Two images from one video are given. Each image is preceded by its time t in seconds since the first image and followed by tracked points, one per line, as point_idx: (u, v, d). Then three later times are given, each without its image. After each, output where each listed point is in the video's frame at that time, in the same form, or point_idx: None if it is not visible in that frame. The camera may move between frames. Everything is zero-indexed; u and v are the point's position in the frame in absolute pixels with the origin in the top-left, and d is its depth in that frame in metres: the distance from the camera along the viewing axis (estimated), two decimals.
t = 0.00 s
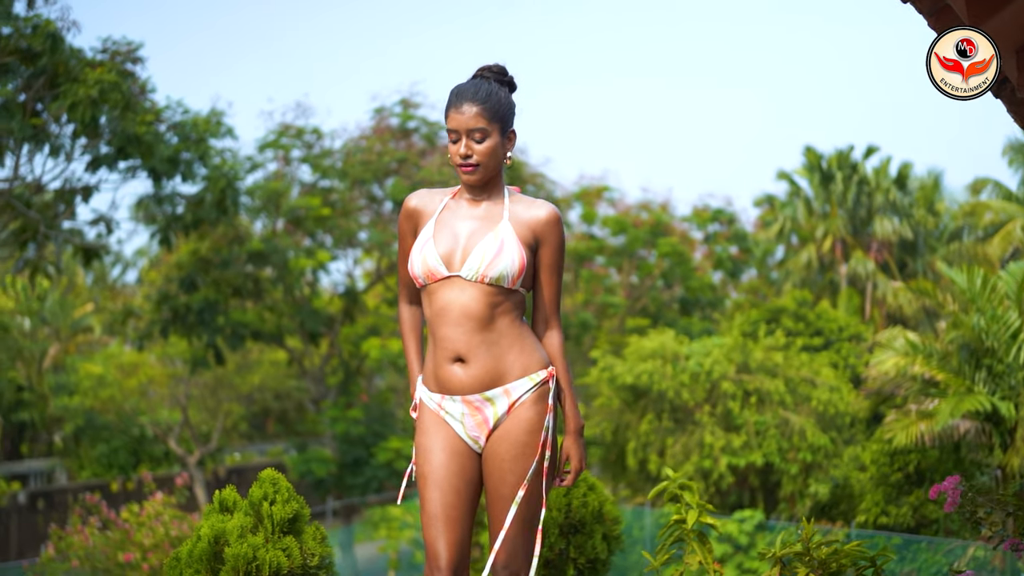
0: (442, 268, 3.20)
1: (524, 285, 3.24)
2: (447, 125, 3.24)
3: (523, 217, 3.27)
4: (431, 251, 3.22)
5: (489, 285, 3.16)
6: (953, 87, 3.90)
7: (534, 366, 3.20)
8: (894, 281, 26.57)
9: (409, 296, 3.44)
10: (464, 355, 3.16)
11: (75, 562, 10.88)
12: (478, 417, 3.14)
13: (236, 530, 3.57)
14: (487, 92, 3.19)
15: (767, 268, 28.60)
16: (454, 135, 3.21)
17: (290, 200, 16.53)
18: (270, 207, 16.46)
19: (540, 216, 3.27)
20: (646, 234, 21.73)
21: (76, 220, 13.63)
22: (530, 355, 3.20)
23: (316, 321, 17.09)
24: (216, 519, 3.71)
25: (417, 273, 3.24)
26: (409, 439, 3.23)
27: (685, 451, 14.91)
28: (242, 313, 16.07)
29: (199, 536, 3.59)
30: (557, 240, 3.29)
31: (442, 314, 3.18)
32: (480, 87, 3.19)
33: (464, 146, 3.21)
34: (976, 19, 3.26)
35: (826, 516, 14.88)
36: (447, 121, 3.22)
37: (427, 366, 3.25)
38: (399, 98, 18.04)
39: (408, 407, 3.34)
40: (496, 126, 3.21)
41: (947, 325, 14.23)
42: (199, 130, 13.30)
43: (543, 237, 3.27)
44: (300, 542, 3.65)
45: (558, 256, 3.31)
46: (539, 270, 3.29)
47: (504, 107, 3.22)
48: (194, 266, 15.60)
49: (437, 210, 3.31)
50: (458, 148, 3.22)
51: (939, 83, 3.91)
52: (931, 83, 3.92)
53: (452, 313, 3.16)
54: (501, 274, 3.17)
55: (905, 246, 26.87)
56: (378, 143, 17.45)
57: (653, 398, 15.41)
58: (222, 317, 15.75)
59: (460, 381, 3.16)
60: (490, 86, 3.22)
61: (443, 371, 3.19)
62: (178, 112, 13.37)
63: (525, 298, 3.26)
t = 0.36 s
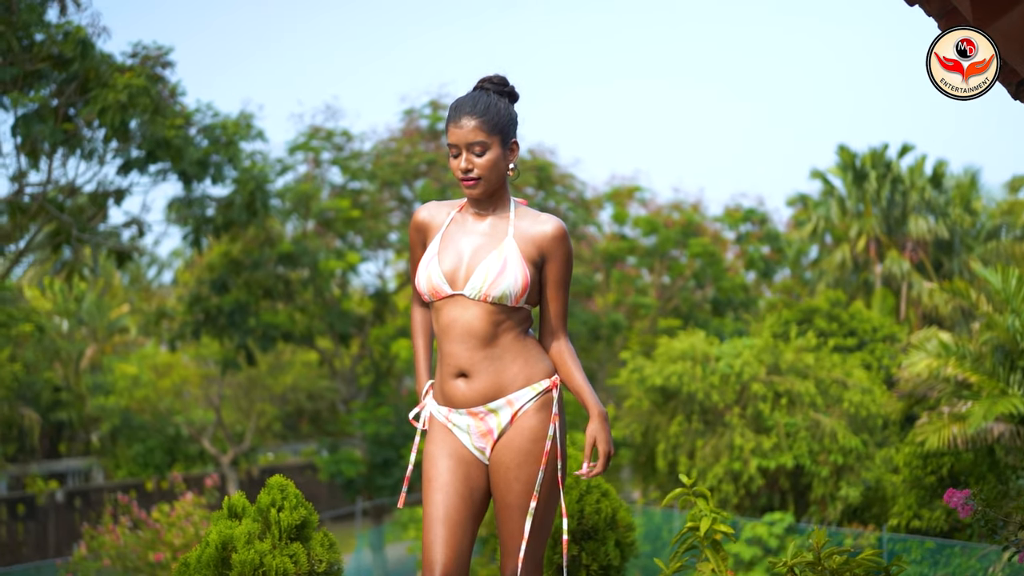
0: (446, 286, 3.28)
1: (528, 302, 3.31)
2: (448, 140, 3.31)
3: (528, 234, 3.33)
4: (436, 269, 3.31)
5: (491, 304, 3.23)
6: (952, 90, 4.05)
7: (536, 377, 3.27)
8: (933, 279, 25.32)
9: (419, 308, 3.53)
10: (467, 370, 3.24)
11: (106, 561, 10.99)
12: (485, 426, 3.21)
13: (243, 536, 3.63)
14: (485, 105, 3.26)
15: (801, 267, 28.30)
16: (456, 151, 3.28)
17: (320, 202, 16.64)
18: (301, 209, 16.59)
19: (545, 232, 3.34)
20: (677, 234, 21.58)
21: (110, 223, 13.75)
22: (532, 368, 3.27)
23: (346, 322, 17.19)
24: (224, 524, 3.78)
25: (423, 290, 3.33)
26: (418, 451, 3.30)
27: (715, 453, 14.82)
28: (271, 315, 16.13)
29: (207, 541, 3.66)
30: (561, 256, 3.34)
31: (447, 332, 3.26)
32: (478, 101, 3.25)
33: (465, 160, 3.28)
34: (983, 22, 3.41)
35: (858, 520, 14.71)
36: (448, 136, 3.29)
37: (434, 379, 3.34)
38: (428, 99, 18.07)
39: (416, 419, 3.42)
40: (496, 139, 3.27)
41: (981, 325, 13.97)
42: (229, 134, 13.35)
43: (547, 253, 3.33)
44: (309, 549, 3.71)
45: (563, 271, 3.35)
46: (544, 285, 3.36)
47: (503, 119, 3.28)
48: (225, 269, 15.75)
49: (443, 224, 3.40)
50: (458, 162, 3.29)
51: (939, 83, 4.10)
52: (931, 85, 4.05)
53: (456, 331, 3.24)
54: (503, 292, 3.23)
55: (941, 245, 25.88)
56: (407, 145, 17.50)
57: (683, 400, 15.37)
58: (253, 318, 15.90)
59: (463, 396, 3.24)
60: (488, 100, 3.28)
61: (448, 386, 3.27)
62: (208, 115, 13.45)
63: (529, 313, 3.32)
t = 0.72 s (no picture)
0: (453, 280, 3.35)
1: (535, 296, 3.33)
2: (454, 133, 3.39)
3: (535, 227, 3.35)
4: (443, 264, 3.37)
5: (494, 298, 3.28)
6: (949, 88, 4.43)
7: (543, 376, 3.29)
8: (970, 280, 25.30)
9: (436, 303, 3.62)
10: (474, 366, 3.31)
11: (142, 558, 11.11)
12: (490, 423, 3.25)
13: (259, 535, 3.71)
14: (489, 96, 3.33)
15: (839, 266, 27.99)
16: (462, 143, 3.35)
17: (353, 202, 16.74)
18: (333, 209, 16.70)
19: (553, 224, 3.35)
20: (711, 233, 21.42)
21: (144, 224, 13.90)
22: (539, 367, 3.30)
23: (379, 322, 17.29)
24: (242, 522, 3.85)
25: (432, 285, 3.41)
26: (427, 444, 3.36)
27: (748, 452, 14.74)
28: (304, 315, 16.24)
29: (223, 539, 3.74)
30: (571, 246, 3.34)
31: (454, 327, 3.33)
32: (483, 94, 3.31)
33: (471, 152, 3.34)
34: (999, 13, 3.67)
35: (893, 521, 14.28)
36: (454, 130, 3.37)
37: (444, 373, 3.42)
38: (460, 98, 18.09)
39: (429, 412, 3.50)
40: (503, 131, 3.33)
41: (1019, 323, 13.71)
42: (261, 134, 13.45)
43: (555, 244, 3.33)
44: (325, 546, 3.76)
45: (570, 265, 3.34)
46: (554, 278, 3.34)
47: (509, 111, 3.34)
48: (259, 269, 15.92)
49: (455, 219, 3.48)
50: (465, 155, 3.36)
51: (939, 84, 4.43)
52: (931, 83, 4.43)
53: (461, 326, 3.31)
54: (505, 284, 3.27)
55: (981, 243, 25.57)
56: (438, 144, 17.54)
57: (716, 399, 15.26)
58: (286, 318, 16.03)
59: (469, 390, 3.30)
60: (493, 92, 3.35)
61: (456, 380, 3.34)
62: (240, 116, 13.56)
63: (537, 308, 3.34)
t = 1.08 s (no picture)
0: (460, 287, 3.38)
1: (541, 303, 3.33)
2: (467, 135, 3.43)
3: (544, 232, 3.35)
4: (452, 272, 3.42)
5: (498, 304, 3.30)
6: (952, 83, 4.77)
7: (548, 386, 3.28)
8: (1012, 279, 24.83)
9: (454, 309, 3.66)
10: (478, 375, 3.33)
11: (177, 558, 11.22)
12: (495, 436, 3.26)
13: (280, 537, 3.73)
14: (501, 99, 3.36)
15: (877, 264, 27.63)
16: (473, 146, 3.38)
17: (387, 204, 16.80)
18: (367, 210, 16.77)
19: (562, 227, 3.34)
20: (747, 233, 21.20)
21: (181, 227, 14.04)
22: (544, 376, 3.29)
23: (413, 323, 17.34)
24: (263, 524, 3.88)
25: (442, 294, 3.46)
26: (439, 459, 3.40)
27: (784, 454, 14.61)
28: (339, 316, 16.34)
29: (244, 540, 3.77)
30: (579, 248, 3.32)
31: (460, 334, 3.38)
32: (494, 96, 3.34)
33: (482, 155, 3.37)
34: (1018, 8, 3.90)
35: (932, 523, 14.37)
36: (466, 133, 3.41)
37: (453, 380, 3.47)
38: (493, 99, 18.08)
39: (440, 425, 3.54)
40: (514, 134, 3.36)
41: None
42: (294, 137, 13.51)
43: (563, 247, 3.32)
44: (345, 550, 3.78)
45: (579, 268, 3.30)
46: (563, 280, 3.30)
47: (520, 114, 3.36)
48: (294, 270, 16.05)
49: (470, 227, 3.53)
50: (476, 158, 3.39)
51: (940, 83, 4.90)
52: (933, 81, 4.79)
53: (466, 333, 3.34)
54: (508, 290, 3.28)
55: None
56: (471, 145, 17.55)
57: (751, 400, 15.14)
58: (321, 319, 16.15)
59: (474, 399, 3.33)
60: (506, 95, 3.38)
61: (463, 389, 3.38)
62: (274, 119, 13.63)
63: (545, 316, 3.34)
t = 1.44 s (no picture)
0: (463, 281, 3.37)
1: (544, 295, 3.30)
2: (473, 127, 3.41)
3: (548, 221, 3.32)
4: (456, 266, 3.41)
5: (499, 295, 3.28)
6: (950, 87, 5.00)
7: (550, 392, 3.25)
8: None
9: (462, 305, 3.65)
10: (479, 373, 3.32)
11: (212, 555, 11.29)
12: (494, 444, 3.24)
13: (301, 533, 3.73)
14: (507, 91, 3.35)
15: (919, 262, 27.21)
16: (478, 138, 3.37)
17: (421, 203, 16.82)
18: (401, 209, 16.80)
19: (567, 216, 3.31)
20: (784, 231, 20.92)
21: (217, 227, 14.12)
22: (546, 379, 3.26)
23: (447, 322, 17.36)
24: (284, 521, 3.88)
25: (447, 290, 3.45)
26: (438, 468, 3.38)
27: (820, 454, 14.45)
28: (373, 314, 16.42)
29: (267, 537, 3.77)
30: (583, 236, 3.27)
31: (463, 328, 3.37)
32: (500, 86, 3.34)
33: (487, 146, 3.36)
34: None
35: (973, 525, 14.13)
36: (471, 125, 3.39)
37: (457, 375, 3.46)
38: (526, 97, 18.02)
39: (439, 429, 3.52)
40: (520, 125, 3.35)
41: None
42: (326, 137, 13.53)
43: (567, 236, 3.28)
44: (364, 546, 3.77)
45: (583, 255, 3.25)
46: (566, 267, 3.25)
47: (525, 105, 3.35)
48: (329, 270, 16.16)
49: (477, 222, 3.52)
50: (481, 149, 3.37)
51: (940, 83, 5.07)
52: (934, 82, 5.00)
53: (468, 328, 3.33)
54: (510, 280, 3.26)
55: None
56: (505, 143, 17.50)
57: (787, 399, 15.00)
58: (355, 318, 16.26)
59: (475, 399, 3.32)
60: (512, 87, 3.37)
61: (465, 387, 3.37)
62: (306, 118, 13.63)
63: (549, 308, 3.30)
